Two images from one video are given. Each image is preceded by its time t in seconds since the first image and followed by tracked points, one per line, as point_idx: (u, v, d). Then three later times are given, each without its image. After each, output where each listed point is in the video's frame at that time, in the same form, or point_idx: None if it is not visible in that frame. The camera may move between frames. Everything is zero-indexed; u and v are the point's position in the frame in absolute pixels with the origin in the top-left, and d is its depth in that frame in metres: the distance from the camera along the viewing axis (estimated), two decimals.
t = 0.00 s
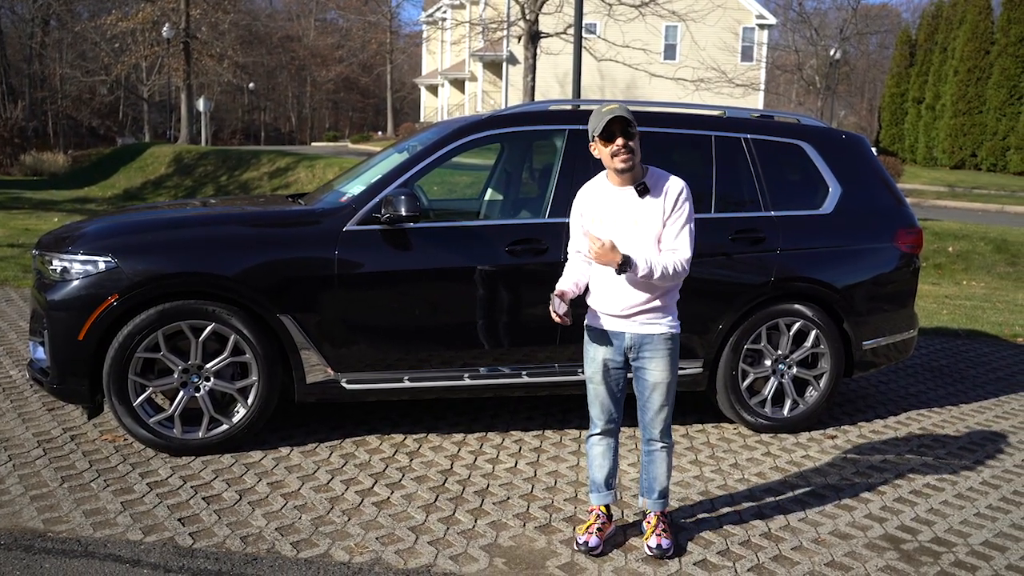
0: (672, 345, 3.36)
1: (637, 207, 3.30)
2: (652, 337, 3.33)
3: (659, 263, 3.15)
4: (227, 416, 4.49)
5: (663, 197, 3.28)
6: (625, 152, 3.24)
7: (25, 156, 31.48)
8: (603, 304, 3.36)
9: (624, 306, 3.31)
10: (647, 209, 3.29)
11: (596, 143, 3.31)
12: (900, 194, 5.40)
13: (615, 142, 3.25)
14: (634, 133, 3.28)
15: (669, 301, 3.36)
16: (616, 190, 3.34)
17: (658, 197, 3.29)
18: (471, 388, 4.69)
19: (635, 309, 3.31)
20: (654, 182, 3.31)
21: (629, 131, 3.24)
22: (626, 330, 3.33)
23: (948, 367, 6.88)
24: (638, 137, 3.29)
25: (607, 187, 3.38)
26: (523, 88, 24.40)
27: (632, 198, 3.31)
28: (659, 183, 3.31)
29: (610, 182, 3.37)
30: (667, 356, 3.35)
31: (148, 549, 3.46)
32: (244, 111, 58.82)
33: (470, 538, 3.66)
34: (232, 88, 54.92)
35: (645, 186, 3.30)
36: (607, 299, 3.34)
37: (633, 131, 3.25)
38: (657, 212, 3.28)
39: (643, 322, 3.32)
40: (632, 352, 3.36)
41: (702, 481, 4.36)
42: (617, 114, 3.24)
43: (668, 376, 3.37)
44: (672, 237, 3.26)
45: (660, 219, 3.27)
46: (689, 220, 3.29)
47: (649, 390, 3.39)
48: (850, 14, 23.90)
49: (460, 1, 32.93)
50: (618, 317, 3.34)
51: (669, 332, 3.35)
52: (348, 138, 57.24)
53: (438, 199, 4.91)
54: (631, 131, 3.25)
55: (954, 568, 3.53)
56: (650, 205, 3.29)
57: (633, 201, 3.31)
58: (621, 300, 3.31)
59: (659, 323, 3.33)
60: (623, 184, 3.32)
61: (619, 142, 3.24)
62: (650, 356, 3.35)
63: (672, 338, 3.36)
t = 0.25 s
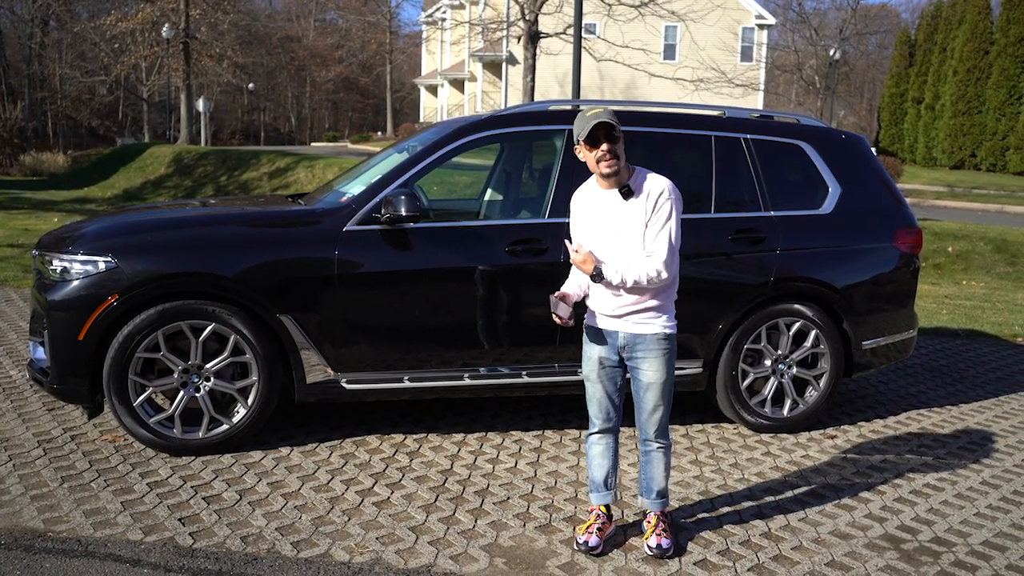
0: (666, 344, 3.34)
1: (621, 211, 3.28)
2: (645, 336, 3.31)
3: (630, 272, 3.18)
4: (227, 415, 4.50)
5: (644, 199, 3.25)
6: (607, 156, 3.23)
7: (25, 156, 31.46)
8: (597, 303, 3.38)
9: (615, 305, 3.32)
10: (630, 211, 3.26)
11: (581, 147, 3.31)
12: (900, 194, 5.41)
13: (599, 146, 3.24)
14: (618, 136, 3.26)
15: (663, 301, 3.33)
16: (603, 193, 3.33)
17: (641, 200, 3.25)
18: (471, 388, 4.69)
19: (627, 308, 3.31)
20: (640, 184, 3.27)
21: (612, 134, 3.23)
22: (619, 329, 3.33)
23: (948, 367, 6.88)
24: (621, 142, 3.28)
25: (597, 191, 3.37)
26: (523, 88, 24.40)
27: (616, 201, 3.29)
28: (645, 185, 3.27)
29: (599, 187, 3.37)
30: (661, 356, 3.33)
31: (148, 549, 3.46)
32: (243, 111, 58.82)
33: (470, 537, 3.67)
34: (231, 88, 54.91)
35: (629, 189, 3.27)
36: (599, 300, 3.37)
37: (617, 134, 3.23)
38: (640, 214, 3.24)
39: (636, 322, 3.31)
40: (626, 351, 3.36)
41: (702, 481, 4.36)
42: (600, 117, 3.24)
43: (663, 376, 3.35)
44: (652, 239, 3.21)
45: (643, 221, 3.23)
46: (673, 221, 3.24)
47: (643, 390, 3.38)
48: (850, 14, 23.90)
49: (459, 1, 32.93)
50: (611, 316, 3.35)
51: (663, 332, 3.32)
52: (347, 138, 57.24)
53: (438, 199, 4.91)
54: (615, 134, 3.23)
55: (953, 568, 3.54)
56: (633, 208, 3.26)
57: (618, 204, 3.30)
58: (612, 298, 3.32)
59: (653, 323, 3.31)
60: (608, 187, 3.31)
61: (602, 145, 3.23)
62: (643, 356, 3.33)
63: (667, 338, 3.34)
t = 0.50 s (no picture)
0: (662, 344, 3.32)
1: (615, 211, 3.28)
2: (639, 336, 3.30)
3: (631, 274, 3.16)
4: (229, 415, 4.50)
5: (636, 199, 3.24)
6: (600, 157, 3.22)
7: (27, 157, 31.50)
8: (595, 303, 3.40)
9: (610, 304, 3.33)
10: (624, 212, 3.25)
11: (574, 147, 3.29)
12: (902, 194, 5.40)
13: (590, 146, 3.22)
14: (611, 135, 3.23)
15: (660, 302, 3.32)
16: (598, 194, 3.33)
17: (633, 200, 3.25)
18: (472, 388, 4.69)
19: (622, 307, 3.32)
20: (633, 184, 3.26)
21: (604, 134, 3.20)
22: (615, 329, 3.34)
23: (950, 367, 6.87)
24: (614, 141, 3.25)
25: (592, 192, 3.37)
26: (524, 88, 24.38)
27: (610, 201, 3.29)
28: (637, 184, 3.26)
29: (594, 188, 3.37)
30: (656, 357, 3.31)
31: (150, 549, 3.46)
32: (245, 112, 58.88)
33: (472, 538, 3.67)
34: (234, 88, 54.96)
35: (622, 189, 3.27)
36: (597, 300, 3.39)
37: (608, 134, 3.21)
38: (632, 215, 3.24)
39: (631, 322, 3.31)
40: (622, 351, 3.36)
41: (704, 481, 4.36)
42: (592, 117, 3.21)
43: (659, 376, 3.33)
44: (647, 240, 3.21)
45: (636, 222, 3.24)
46: (668, 220, 3.22)
47: (638, 390, 3.37)
48: (852, 14, 23.89)
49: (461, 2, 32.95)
50: (607, 315, 3.36)
51: (658, 331, 3.30)
52: (349, 138, 57.26)
53: (440, 199, 4.91)
54: (607, 134, 3.21)
55: (956, 568, 3.53)
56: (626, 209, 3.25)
57: (612, 205, 3.30)
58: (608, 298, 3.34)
59: (648, 323, 3.30)
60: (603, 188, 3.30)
61: (594, 145, 3.21)
62: (638, 356, 3.32)
63: (663, 338, 3.32)
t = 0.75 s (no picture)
0: (661, 342, 3.31)
1: (612, 208, 3.27)
2: (638, 335, 3.28)
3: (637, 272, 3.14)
4: (229, 415, 4.50)
5: (634, 197, 3.24)
6: (597, 153, 3.23)
7: (28, 157, 31.51)
8: (591, 303, 3.38)
9: (608, 303, 3.31)
10: (622, 209, 3.25)
11: (571, 144, 3.31)
12: (903, 194, 5.40)
13: (589, 142, 3.23)
14: (608, 133, 3.25)
15: (658, 300, 3.31)
16: (595, 191, 3.34)
17: (631, 197, 3.25)
18: (473, 387, 4.69)
19: (620, 307, 3.30)
20: (631, 181, 3.27)
21: (602, 130, 3.22)
22: (613, 328, 3.32)
23: (951, 367, 6.87)
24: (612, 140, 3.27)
25: (589, 190, 3.37)
26: (524, 88, 24.37)
27: (607, 199, 3.29)
28: (633, 182, 3.28)
29: (590, 186, 3.38)
30: (655, 355, 3.30)
31: (151, 549, 3.46)
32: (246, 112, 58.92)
33: (472, 538, 3.66)
34: (234, 88, 54.98)
35: (619, 186, 3.28)
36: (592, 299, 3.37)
37: (606, 130, 3.23)
38: (632, 212, 3.24)
39: (630, 320, 3.29)
40: (619, 351, 3.34)
41: (704, 481, 4.36)
42: (589, 114, 3.23)
43: (658, 376, 3.31)
44: (647, 239, 3.21)
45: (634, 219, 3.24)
46: (668, 217, 3.22)
47: (637, 389, 3.34)
48: (852, 14, 23.88)
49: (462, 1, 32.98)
50: (605, 315, 3.33)
51: (657, 329, 3.30)
52: (350, 138, 57.28)
53: (440, 199, 4.90)
54: (605, 131, 3.23)
55: (958, 568, 3.53)
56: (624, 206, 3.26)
57: (609, 202, 3.30)
58: (606, 297, 3.31)
59: (647, 321, 3.29)
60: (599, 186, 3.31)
61: (592, 141, 3.22)
62: (637, 355, 3.30)
63: (661, 336, 3.31)
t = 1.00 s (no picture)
0: (658, 338, 3.28)
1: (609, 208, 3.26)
2: (634, 332, 3.26)
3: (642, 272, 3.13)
4: (229, 416, 4.49)
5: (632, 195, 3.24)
6: (594, 152, 3.22)
7: (29, 157, 31.53)
8: (587, 302, 3.35)
9: (605, 302, 3.28)
10: (619, 208, 3.25)
11: (567, 142, 3.28)
12: (903, 193, 5.39)
13: (585, 141, 3.21)
14: (604, 131, 3.24)
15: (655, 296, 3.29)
16: (591, 191, 3.32)
17: (627, 196, 3.25)
18: (473, 387, 4.69)
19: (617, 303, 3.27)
20: (628, 180, 3.27)
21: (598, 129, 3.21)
22: (610, 326, 3.29)
23: (951, 366, 6.87)
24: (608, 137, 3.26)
25: (584, 190, 3.37)
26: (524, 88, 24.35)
27: (604, 197, 3.29)
28: (629, 180, 3.28)
29: (585, 184, 3.37)
30: (650, 352, 3.27)
31: (151, 549, 3.46)
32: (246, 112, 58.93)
33: (472, 538, 3.66)
34: (234, 88, 55.00)
35: (616, 185, 3.27)
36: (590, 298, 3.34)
37: (602, 129, 3.22)
38: (630, 211, 3.24)
39: (626, 317, 3.27)
40: (616, 348, 3.31)
41: (704, 481, 4.35)
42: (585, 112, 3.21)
43: (653, 373, 3.28)
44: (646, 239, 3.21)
45: (633, 217, 3.23)
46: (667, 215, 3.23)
47: (631, 385, 3.31)
48: (853, 13, 23.85)
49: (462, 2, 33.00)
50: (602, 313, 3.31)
51: (653, 325, 3.27)
52: (350, 138, 57.32)
53: (440, 199, 4.90)
54: (600, 130, 3.21)
55: (958, 568, 3.52)
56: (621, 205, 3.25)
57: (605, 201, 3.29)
58: (603, 295, 3.28)
59: (643, 317, 3.27)
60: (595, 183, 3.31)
61: (587, 140, 3.20)
62: (632, 353, 3.27)
63: (657, 333, 3.28)
